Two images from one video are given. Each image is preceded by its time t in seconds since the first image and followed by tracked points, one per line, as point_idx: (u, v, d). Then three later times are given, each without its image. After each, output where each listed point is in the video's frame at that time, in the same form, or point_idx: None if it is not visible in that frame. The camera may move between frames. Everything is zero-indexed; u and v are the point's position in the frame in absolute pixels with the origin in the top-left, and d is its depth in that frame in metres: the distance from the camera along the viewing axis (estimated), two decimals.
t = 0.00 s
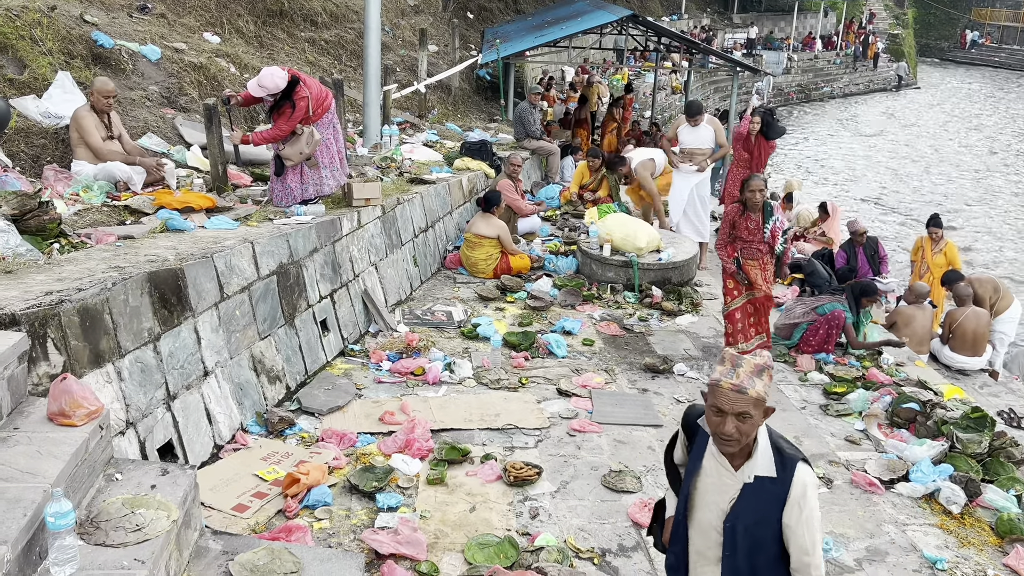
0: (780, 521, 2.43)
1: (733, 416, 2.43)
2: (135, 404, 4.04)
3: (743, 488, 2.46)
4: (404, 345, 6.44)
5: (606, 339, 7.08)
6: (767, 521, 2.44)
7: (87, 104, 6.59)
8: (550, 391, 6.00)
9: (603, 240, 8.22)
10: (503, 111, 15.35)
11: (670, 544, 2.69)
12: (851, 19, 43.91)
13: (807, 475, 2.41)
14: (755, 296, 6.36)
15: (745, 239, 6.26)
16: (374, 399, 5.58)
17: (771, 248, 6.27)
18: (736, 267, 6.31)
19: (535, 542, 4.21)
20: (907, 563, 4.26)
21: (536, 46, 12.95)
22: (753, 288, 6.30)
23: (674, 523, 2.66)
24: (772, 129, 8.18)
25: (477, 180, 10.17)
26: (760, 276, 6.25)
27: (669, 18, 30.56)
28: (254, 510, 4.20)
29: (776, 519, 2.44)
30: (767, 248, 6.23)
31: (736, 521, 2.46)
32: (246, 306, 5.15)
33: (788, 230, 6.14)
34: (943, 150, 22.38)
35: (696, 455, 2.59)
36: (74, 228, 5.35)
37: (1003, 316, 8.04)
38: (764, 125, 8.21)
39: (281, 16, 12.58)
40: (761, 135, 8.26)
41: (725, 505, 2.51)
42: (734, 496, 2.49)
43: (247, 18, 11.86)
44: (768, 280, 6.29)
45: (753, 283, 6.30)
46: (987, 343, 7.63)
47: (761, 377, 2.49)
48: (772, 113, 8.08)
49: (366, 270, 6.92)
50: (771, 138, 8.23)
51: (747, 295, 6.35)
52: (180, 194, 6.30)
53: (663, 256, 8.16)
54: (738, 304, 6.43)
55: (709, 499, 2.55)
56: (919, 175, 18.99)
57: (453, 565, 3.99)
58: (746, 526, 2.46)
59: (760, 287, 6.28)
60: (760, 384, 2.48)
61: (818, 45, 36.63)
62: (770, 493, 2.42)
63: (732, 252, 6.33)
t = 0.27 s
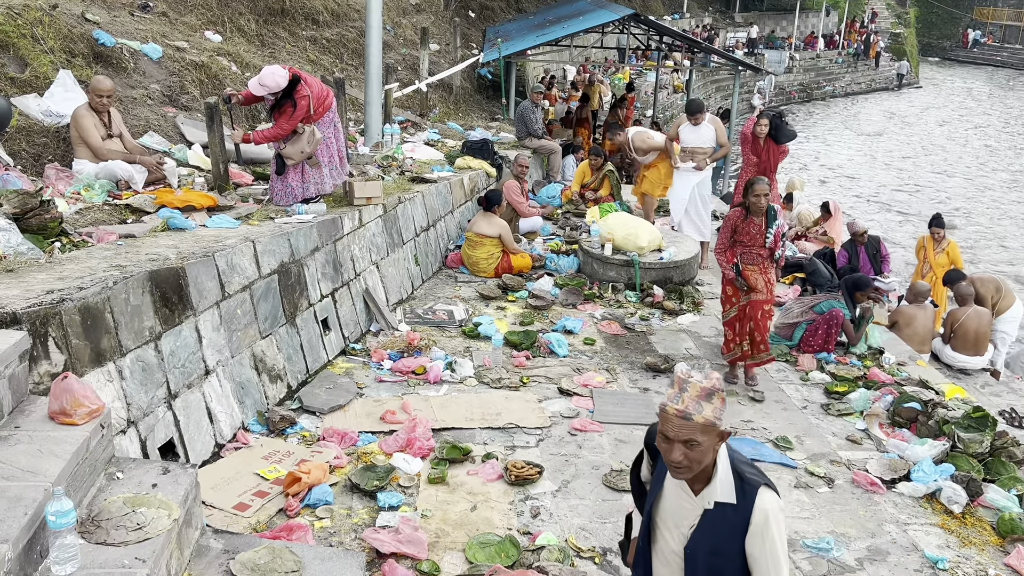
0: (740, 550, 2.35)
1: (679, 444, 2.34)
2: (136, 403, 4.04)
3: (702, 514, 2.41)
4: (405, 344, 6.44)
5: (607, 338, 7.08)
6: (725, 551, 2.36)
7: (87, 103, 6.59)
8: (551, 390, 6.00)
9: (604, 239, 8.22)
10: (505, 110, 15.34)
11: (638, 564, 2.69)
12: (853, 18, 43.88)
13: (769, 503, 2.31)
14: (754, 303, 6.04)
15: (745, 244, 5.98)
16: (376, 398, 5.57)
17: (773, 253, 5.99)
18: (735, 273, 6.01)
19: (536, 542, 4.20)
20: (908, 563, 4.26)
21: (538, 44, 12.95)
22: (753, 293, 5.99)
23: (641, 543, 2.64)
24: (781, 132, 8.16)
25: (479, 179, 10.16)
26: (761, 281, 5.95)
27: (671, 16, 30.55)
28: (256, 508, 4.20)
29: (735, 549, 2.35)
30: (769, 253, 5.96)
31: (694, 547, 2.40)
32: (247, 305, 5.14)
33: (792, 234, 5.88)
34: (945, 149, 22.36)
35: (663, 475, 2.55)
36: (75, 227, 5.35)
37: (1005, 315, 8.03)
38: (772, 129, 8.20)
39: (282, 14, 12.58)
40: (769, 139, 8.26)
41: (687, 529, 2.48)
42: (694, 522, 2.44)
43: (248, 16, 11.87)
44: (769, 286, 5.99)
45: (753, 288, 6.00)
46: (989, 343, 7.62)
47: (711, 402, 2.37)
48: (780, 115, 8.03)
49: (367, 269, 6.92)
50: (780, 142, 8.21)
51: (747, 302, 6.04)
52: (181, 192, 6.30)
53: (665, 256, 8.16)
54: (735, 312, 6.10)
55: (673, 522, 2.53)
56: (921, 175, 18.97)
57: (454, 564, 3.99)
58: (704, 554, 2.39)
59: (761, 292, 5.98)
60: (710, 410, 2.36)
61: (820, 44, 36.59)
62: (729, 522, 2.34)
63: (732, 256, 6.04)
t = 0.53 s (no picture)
0: (673, 561, 2.28)
1: (585, 460, 2.32)
2: (137, 402, 4.04)
3: (632, 527, 2.35)
4: (406, 343, 6.44)
5: (608, 337, 7.08)
6: (658, 562, 2.30)
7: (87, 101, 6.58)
8: (552, 389, 6.00)
9: (605, 238, 8.22)
10: (506, 109, 15.34)
11: None
12: (854, 17, 43.85)
13: (697, 511, 2.24)
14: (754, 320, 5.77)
15: (748, 256, 5.72)
16: (376, 397, 5.57)
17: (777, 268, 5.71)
18: (736, 286, 5.75)
19: (537, 541, 4.20)
20: (908, 562, 4.26)
21: (538, 43, 12.94)
22: (753, 309, 5.72)
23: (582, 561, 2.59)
24: (782, 133, 7.98)
25: (480, 178, 10.16)
26: (762, 297, 5.68)
27: (672, 15, 30.52)
28: (256, 507, 4.20)
29: (667, 560, 2.29)
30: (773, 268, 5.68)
31: (628, 563, 2.34)
32: (248, 304, 5.14)
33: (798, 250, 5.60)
34: (947, 148, 22.34)
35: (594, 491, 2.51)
36: (76, 226, 5.35)
37: (1006, 315, 8.04)
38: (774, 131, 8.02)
39: (283, 13, 12.58)
40: (772, 140, 8.09)
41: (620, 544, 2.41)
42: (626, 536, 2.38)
43: (249, 15, 11.87)
44: (769, 303, 5.72)
45: (752, 304, 5.72)
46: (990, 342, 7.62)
47: (615, 418, 2.29)
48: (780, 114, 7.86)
49: (368, 268, 6.92)
50: (783, 143, 8.03)
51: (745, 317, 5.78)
52: (182, 191, 6.29)
53: (666, 255, 8.16)
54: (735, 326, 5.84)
55: (608, 539, 2.47)
56: (923, 174, 18.96)
57: (455, 563, 3.98)
58: (639, 569, 2.33)
59: (761, 309, 5.71)
60: (615, 427, 2.29)
61: (821, 43, 36.57)
62: (660, 534, 2.28)
63: (734, 269, 5.79)
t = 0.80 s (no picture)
0: (615, 558, 2.24)
1: (514, 458, 2.27)
2: (137, 400, 4.04)
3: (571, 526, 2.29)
4: (406, 342, 6.45)
5: (608, 336, 7.08)
6: (600, 562, 2.25)
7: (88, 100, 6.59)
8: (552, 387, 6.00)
9: (605, 237, 8.22)
10: (506, 107, 15.34)
11: None
12: (855, 16, 43.82)
13: (633, 507, 2.20)
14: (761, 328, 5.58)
15: (753, 261, 5.59)
16: (377, 396, 5.58)
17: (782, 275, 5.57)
18: (741, 292, 5.59)
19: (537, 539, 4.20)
20: (908, 560, 4.26)
21: (539, 42, 12.94)
22: (759, 317, 5.54)
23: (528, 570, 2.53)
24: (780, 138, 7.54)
25: (480, 177, 10.16)
26: (769, 303, 5.51)
27: (673, 14, 30.51)
28: (256, 505, 4.20)
29: (610, 558, 2.25)
30: (778, 273, 5.55)
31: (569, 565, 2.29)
32: (248, 302, 5.15)
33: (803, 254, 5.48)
34: (947, 147, 22.33)
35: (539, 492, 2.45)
36: (76, 224, 5.35)
37: (1006, 314, 8.05)
38: (770, 135, 7.56)
39: (283, 11, 12.58)
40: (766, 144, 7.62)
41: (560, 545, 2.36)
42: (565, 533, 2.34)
43: (250, 13, 11.87)
44: (776, 310, 5.55)
45: (759, 310, 5.55)
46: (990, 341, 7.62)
47: (538, 415, 2.20)
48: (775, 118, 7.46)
49: (368, 266, 6.92)
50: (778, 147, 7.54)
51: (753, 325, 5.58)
52: (182, 189, 6.30)
53: (666, 253, 8.15)
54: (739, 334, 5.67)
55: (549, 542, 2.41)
56: (923, 173, 18.95)
57: (455, 561, 3.99)
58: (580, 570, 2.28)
59: (768, 315, 5.53)
60: (539, 424, 2.21)
61: (822, 42, 36.53)
62: (597, 531, 2.23)
63: (738, 275, 5.64)
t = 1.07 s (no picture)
0: None
1: (427, 482, 2.32)
2: (137, 398, 4.04)
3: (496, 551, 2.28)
4: (406, 340, 6.44)
5: (608, 335, 7.08)
6: None
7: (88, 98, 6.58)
8: (552, 386, 6.01)
9: (605, 236, 8.22)
10: (506, 106, 15.34)
11: None
12: (855, 15, 43.83)
13: (547, 533, 2.15)
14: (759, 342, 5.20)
15: (750, 273, 5.24)
16: (377, 394, 5.58)
17: (780, 287, 5.22)
18: (737, 304, 5.21)
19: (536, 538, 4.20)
20: (908, 559, 4.26)
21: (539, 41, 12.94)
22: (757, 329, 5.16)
23: None
24: (775, 138, 7.14)
25: (480, 176, 10.16)
26: (766, 315, 5.15)
27: (673, 13, 30.52)
28: (256, 504, 4.20)
29: None
30: (776, 286, 5.20)
31: None
32: (248, 301, 5.14)
33: (803, 265, 5.14)
34: (947, 147, 22.32)
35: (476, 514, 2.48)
36: (76, 222, 5.35)
37: (1006, 313, 8.05)
38: (767, 135, 7.20)
39: (283, 10, 12.58)
40: (763, 145, 7.32)
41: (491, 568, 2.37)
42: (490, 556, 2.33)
43: (250, 12, 11.87)
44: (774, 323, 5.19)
45: (756, 323, 5.17)
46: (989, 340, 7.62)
47: (447, 440, 2.24)
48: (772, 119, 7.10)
49: (368, 265, 6.92)
50: (774, 148, 7.27)
51: (749, 339, 5.19)
52: (182, 187, 6.30)
53: (666, 252, 8.15)
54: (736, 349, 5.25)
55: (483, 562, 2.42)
56: (923, 172, 18.95)
57: (455, 560, 3.99)
58: None
59: (766, 328, 5.16)
60: (449, 448, 2.25)
61: (822, 41, 36.51)
62: (516, 558, 2.20)
63: (734, 286, 5.29)
